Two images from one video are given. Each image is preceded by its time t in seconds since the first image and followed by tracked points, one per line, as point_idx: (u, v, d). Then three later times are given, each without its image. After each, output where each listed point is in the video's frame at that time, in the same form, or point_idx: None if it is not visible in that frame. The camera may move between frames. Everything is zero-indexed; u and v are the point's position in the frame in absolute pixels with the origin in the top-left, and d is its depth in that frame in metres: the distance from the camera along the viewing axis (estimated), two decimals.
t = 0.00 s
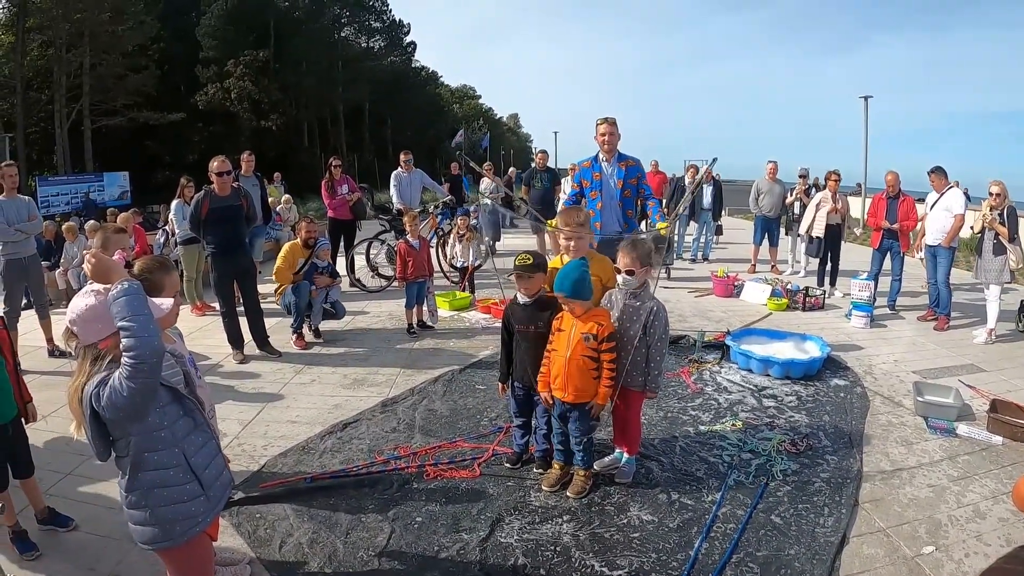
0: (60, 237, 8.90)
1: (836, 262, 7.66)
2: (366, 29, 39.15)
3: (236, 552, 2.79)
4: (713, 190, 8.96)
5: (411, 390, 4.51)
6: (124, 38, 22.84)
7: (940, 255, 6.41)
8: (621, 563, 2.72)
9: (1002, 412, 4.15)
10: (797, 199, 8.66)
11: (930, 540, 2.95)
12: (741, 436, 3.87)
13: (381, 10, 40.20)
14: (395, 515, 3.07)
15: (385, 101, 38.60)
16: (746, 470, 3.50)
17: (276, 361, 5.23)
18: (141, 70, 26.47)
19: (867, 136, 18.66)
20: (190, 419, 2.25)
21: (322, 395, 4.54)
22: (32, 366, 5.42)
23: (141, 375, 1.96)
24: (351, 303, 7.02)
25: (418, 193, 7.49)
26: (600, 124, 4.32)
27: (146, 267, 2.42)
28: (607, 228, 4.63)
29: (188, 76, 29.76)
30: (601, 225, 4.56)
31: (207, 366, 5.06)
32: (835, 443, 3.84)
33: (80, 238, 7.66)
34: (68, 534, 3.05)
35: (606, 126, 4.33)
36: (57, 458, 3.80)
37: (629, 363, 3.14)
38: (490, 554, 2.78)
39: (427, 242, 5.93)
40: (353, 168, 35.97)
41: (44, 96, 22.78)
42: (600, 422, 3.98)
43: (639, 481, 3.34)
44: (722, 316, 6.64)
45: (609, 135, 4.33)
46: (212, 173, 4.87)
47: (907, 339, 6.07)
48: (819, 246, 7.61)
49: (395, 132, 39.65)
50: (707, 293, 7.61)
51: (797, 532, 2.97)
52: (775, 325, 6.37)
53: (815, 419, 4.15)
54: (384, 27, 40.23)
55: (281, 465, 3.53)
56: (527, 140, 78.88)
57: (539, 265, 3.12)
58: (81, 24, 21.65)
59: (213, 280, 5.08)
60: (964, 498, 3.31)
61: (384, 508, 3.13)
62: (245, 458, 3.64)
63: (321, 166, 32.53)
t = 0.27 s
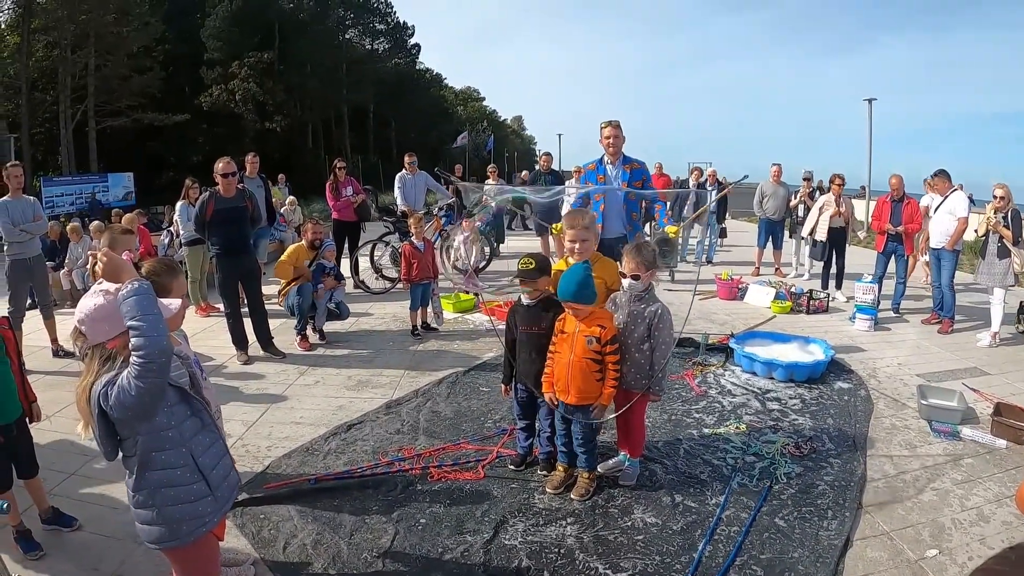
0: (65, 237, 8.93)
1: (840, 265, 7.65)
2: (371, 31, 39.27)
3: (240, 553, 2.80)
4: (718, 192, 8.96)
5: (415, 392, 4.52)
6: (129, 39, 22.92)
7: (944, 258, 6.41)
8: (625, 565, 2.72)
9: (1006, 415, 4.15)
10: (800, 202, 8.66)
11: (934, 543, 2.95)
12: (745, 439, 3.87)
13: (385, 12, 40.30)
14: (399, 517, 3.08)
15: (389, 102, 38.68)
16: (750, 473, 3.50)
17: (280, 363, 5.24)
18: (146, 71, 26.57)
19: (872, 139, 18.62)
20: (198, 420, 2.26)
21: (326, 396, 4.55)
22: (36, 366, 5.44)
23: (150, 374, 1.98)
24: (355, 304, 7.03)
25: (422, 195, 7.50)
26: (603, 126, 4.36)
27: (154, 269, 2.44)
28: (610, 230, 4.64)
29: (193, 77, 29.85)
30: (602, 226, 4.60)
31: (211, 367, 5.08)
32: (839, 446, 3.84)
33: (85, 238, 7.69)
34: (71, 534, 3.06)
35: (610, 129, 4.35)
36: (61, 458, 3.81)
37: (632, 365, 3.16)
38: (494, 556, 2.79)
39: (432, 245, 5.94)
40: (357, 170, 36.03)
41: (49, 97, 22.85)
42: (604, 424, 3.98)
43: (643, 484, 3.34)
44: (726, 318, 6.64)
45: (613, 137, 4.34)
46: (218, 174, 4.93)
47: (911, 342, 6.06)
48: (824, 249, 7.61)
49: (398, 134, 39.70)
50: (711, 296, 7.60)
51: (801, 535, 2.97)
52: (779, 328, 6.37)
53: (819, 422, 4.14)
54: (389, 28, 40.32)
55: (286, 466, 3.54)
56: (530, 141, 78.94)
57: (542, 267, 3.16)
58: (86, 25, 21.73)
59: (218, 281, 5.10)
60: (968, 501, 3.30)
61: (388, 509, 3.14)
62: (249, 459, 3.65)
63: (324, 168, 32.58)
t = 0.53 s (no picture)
0: (69, 241, 8.97)
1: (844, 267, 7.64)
2: (374, 34, 39.40)
3: (244, 556, 2.81)
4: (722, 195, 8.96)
5: (419, 395, 4.53)
6: (132, 42, 23.00)
7: (948, 260, 6.40)
8: (629, 568, 2.73)
9: (1010, 418, 4.14)
10: (804, 204, 8.66)
11: (938, 546, 2.95)
12: (749, 442, 3.88)
13: (388, 15, 40.42)
14: (403, 520, 3.08)
15: (393, 105, 38.77)
16: (754, 476, 3.50)
17: (284, 365, 5.26)
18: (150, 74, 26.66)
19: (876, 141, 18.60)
20: (204, 424, 2.27)
21: (331, 399, 4.56)
22: (40, 368, 5.47)
23: (161, 379, 1.99)
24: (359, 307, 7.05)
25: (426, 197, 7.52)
26: (610, 131, 4.39)
27: (162, 275, 2.46)
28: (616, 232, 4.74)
29: (196, 80, 29.95)
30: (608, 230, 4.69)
31: (215, 370, 5.10)
32: (843, 449, 3.84)
33: (89, 241, 7.72)
34: (75, 536, 3.08)
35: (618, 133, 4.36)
36: (66, 460, 3.83)
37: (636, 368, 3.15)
38: (498, 558, 2.80)
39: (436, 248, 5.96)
40: (360, 173, 36.10)
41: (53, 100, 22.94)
42: (608, 427, 3.99)
43: (647, 487, 3.35)
44: (729, 321, 6.64)
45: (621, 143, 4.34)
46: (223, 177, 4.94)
47: (915, 345, 6.05)
48: (828, 252, 7.61)
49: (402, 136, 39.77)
50: (714, 299, 7.60)
51: (805, 538, 2.97)
52: (783, 330, 6.36)
53: (823, 425, 4.14)
54: (392, 31, 40.44)
55: (290, 469, 3.56)
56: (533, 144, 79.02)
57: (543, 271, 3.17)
58: (89, 29, 21.81)
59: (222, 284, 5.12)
60: (972, 504, 3.30)
61: (392, 512, 3.15)
62: (253, 462, 3.66)
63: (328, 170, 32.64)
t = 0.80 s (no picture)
0: (75, 242, 9.02)
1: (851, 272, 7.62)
2: (380, 38, 39.57)
3: (250, 558, 2.83)
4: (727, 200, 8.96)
5: (425, 399, 4.55)
6: (139, 44, 23.14)
7: (954, 265, 6.39)
8: (633, 572, 2.74)
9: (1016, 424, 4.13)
10: (809, 209, 8.66)
11: (942, 552, 2.94)
12: (754, 448, 3.88)
13: (394, 18, 40.60)
14: (408, 523, 3.09)
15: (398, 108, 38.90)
16: (759, 481, 3.50)
17: (289, 368, 5.28)
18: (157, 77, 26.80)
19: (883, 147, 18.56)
20: (213, 427, 2.28)
21: (336, 402, 4.58)
22: (46, 369, 5.50)
23: (175, 381, 2.02)
24: (364, 310, 7.07)
25: (432, 202, 7.55)
26: (625, 139, 4.39)
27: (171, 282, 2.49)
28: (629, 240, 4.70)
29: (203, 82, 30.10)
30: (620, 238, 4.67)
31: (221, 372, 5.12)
32: (848, 455, 3.84)
33: (95, 242, 7.76)
34: (80, 537, 3.10)
35: (633, 142, 4.36)
36: (72, 461, 3.85)
37: (641, 372, 3.16)
38: (502, 562, 2.81)
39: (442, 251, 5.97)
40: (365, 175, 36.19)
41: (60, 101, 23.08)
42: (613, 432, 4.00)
43: (652, 491, 3.35)
44: (734, 326, 6.64)
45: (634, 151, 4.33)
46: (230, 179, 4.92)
47: (920, 350, 6.05)
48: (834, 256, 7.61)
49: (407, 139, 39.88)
50: (719, 304, 7.60)
51: (809, 543, 2.97)
52: (788, 335, 6.36)
53: (828, 431, 4.14)
54: (398, 35, 40.61)
55: (296, 471, 3.57)
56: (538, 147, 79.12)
57: (550, 275, 3.16)
58: (97, 31, 21.95)
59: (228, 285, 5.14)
60: (976, 511, 3.30)
61: (397, 515, 3.16)
62: (259, 464, 3.68)
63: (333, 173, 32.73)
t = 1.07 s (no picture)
0: (77, 241, 9.03)
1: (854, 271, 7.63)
2: (381, 37, 39.57)
3: (252, 558, 2.83)
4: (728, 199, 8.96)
5: (426, 398, 4.55)
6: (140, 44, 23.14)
7: (955, 265, 6.39)
8: (634, 571, 2.74)
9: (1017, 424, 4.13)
10: (810, 208, 8.65)
11: (943, 552, 2.95)
12: (755, 447, 3.88)
13: (395, 17, 40.60)
14: (410, 522, 3.10)
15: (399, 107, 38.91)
16: (760, 481, 3.50)
17: (291, 367, 5.28)
18: (158, 76, 26.81)
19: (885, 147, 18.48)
20: (215, 427, 2.29)
21: (337, 401, 4.58)
22: (48, 368, 5.51)
23: (176, 381, 2.02)
24: (365, 309, 7.07)
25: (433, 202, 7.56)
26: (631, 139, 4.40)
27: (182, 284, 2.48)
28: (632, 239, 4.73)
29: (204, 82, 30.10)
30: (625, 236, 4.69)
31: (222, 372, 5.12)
32: (849, 454, 3.84)
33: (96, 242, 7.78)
34: (82, 536, 3.10)
35: (639, 142, 4.36)
36: (74, 461, 3.86)
37: (642, 371, 3.17)
38: (504, 561, 2.81)
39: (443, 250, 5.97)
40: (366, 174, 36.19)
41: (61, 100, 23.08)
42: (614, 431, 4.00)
43: (653, 490, 3.36)
44: (735, 325, 6.64)
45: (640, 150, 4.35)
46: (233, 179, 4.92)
47: (922, 349, 6.04)
48: (839, 254, 7.63)
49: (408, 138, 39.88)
50: (720, 303, 7.60)
51: (810, 542, 2.97)
52: (789, 335, 6.36)
53: (829, 430, 4.14)
54: (399, 34, 40.62)
55: (297, 471, 3.58)
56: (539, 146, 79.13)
57: (551, 275, 3.15)
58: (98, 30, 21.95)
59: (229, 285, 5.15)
60: (977, 510, 3.30)
61: (399, 514, 3.17)
62: (260, 463, 3.68)
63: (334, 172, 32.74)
